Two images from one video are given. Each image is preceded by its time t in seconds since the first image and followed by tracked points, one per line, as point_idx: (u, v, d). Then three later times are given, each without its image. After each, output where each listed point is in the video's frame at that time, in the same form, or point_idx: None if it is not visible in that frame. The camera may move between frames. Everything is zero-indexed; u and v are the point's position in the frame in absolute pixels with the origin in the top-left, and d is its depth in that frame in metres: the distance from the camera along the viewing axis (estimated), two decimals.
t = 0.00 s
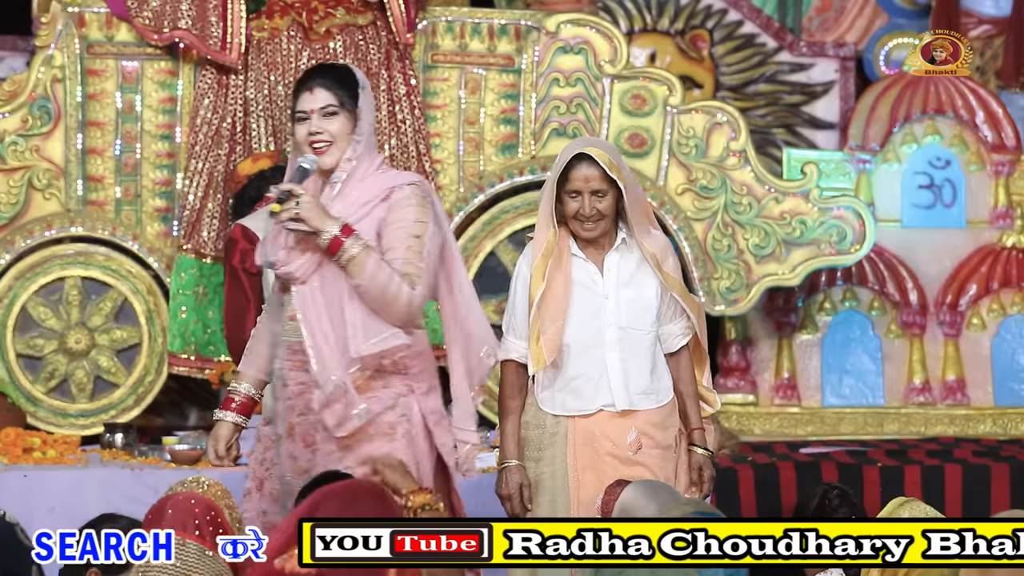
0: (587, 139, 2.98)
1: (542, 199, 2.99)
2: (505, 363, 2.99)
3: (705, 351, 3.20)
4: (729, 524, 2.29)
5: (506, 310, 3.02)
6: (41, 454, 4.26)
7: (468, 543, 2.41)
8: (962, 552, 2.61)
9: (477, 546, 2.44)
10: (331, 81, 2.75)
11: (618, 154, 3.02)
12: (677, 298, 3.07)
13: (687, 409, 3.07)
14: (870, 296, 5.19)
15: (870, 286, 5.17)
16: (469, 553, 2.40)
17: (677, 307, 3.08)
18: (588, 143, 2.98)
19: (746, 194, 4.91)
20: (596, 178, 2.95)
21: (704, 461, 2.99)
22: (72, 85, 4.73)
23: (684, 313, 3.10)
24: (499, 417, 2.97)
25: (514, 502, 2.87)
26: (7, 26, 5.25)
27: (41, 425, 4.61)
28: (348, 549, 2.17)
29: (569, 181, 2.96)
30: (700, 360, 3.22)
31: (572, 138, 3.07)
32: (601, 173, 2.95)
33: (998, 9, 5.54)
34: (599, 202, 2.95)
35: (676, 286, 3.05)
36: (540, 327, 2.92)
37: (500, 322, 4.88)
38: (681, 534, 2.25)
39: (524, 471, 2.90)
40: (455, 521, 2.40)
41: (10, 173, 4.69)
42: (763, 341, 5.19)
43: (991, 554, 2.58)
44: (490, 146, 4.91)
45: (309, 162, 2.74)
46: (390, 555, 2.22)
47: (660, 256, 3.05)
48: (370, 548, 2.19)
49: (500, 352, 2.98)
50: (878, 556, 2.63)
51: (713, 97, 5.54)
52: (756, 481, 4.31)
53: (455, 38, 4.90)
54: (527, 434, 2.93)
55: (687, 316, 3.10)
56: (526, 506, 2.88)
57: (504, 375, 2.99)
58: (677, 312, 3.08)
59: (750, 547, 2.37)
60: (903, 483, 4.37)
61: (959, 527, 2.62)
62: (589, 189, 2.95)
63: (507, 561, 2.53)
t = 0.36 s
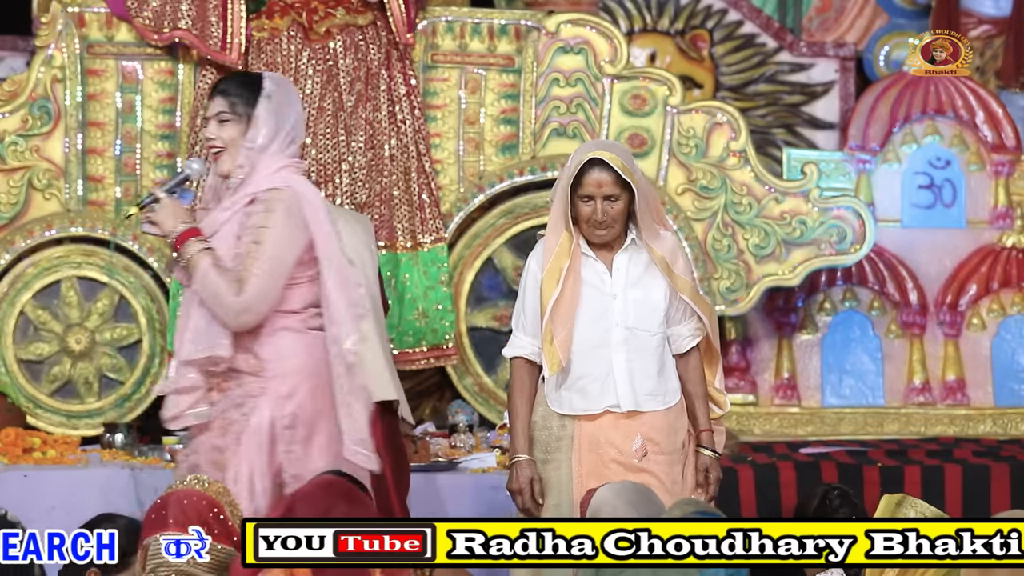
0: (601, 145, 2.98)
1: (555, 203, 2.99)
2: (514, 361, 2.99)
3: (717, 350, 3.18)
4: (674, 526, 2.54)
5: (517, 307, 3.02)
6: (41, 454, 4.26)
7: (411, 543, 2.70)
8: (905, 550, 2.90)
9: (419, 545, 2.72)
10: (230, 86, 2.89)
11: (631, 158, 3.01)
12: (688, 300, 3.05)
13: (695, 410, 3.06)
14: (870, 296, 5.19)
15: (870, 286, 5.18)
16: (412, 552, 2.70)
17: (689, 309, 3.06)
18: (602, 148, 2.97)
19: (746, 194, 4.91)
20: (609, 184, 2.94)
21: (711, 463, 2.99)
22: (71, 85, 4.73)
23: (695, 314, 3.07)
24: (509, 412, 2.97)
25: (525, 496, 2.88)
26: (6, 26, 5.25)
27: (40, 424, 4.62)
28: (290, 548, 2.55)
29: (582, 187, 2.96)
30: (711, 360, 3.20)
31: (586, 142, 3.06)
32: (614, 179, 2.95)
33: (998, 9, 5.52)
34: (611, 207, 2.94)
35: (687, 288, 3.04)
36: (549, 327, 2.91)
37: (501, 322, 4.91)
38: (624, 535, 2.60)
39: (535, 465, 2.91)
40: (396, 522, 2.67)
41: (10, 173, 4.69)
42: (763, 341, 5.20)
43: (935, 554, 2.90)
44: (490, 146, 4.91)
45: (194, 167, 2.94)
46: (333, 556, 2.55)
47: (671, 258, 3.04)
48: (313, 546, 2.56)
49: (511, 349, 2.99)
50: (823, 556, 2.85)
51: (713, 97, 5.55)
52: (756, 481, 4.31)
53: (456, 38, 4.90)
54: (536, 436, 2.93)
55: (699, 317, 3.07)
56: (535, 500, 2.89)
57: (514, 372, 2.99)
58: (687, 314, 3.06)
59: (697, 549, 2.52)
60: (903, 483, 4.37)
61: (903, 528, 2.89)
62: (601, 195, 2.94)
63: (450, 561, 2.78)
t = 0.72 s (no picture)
0: (605, 147, 2.97)
1: (559, 205, 2.98)
2: (517, 358, 2.98)
3: (723, 350, 3.16)
4: (618, 526, 2.35)
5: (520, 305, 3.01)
6: (42, 454, 4.27)
7: (353, 542, 2.27)
8: (849, 552, 2.50)
9: (364, 545, 2.28)
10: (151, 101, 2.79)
11: (634, 159, 3.01)
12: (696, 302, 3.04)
13: (700, 409, 3.05)
14: (870, 296, 5.20)
15: (870, 286, 5.19)
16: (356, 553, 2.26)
17: (696, 309, 3.05)
18: (606, 149, 2.97)
19: (746, 194, 4.92)
20: (612, 185, 2.94)
21: (716, 462, 2.98)
22: (72, 85, 4.73)
23: (703, 315, 3.06)
24: (510, 409, 2.97)
25: (521, 497, 2.88)
26: (6, 26, 5.25)
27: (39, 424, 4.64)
28: (234, 548, 2.26)
29: (586, 188, 2.95)
30: (718, 360, 3.19)
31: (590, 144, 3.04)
32: (618, 181, 2.94)
33: (998, 9, 5.51)
34: (615, 209, 2.94)
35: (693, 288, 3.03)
36: (552, 327, 2.91)
37: (502, 321, 4.93)
38: (567, 534, 2.41)
39: (533, 466, 2.91)
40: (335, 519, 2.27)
41: (10, 174, 4.69)
42: (763, 341, 5.21)
43: (878, 555, 2.49)
44: (490, 146, 4.91)
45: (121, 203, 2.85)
46: (277, 557, 2.23)
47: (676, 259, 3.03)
48: (256, 548, 2.25)
49: (513, 347, 2.98)
50: (765, 557, 2.42)
51: (713, 97, 5.56)
52: (756, 481, 4.31)
53: (455, 38, 4.90)
54: (538, 437, 2.93)
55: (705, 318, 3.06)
56: (533, 501, 2.89)
57: (516, 370, 2.99)
58: (692, 314, 3.05)
59: (641, 549, 2.31)
60: (903, 483, 4.37)
61: (846, 527, 2.50)
62: (605, 196, 2.93)
63: (393, 562, 2.32)
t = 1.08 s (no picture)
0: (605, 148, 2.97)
1: (559, 206, 2.96)
2: (519, 364, 2.94)
3: (722, 351, 3.16)
4: (562, 525, 2.31)
5: (520, 308, 2.98)
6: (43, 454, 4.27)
7: (297, 542, 2.27)
8: (791, 552, 2.46)
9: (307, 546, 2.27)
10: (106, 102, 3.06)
11: (633, 160, 3.00)
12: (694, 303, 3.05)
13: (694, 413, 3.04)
14: (870, 296, 5.20)
15: (870, 286, 5.19)
16: (299, 553, 2.27)
17: (694, 311, 3.06)
18: (605, 151, 2.96)
19: (746, 194, 4.92)
20: (612, 185, 2.93)
21: (703, 466, 2.98)
22: (72, 85, 4.73)
23: (701, 316, 3.07)
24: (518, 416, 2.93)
25: (548, 502, 2.82)
26: (6, 26, 5.25)
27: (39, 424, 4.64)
28: (177, 548, 2.35)
29: (586, 189, 2.94)
30: (716, 361, 3.18)
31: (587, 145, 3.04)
32: (617, 181, 2.94)
33: (998, 9, 5.50)
34: (615, 209, 2.93)
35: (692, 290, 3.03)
36: (556, 333, 2.88)
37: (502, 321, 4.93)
38: (511, 534, 2.44)
39: (552, 470, 2.87)
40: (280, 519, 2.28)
41: (10, 174, 4.68)
42: (763, 341, 5.21)
43: (821, 555, 2.45)
44: (490, 146, 4.91)
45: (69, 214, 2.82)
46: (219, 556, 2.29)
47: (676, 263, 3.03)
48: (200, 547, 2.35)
49: (515, 351, 2.94)
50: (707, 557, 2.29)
51: (713, 97, 5.56)
52: (756, 481, 4.32)
53: (456, 38, 4.90)
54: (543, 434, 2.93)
55: (705, 320, 3.07)
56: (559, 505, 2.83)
57: (520, 375, 2.94)
58: (692, 315, 3.06)
59: (585, 549, 2.27)
60: (902, 483, 4.37)
61: (789, 527, 2.47)
62: (606, 196, 2.93)
63: (339, 562, 2.27)
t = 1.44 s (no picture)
0: (608, 161, 2.95)
1: (562, 218, 2.95)
2: (517, 367, 2.94)
3: (723, 350, 3.16)
4: (504, 526, 2.51)
5: (519, 312, 2.98)
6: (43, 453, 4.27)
7: (240, 542, 2.29)
8: (736, 552, 2.30)
9: (250, 546, 2.29)
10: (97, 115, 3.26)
11: (637, 171, 2.99)
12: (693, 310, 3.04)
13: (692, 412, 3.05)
14: (870, 296, 5.20)
15: (870, 286, 5.19)
16: (242, 553, 2.29)
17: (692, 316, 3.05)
18: (609, 164, 2.95)
19: (746, 194, 4.92)
20: (616, 200, 2.92)
21: (694, 468, 3.01)
22: (72, 85, 4.74)
23: (700, 322, 3.06)
24: (516, 424, 2.92)
25: (546, 505, 2.84)
26: (6, 26, 5.25)
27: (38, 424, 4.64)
28: (121, 548, 2.44)
29: (589, 202, 2.93)
30: (716, 360, 3.19)
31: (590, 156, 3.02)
32: (622, 196, 2.92)
33: (998, 9, 5.50)
34: (618, 223, 2.92)
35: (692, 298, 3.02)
36: (559, 342, 2.87)
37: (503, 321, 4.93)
38: (454, 534, 2.51)
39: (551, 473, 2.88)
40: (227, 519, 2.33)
41: (10, 173, 4.68)
42: (763, 341, 5.20)
43: (765, 554, 2.37)
44: (490, 146, 4.91)
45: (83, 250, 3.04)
46: (164, 556, 2.36)
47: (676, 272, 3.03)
48: (143, 548, 2.41)
49: (514, 357, 2.93)
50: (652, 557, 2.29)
51: (713, 97, 5.55)
52: (756, 480, 4.32)
53: (455, 38, 4.90)
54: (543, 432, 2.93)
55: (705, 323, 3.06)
56: (555, 508, 2.86)
57: (520, 377, 2.94)
58: (691, 319, 3.05)
59: (528, 549, 2.51)
60: (902, 483, 4.37)
61: (733, 526, 2.32)
62: (609, 211, 2.92)
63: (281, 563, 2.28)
